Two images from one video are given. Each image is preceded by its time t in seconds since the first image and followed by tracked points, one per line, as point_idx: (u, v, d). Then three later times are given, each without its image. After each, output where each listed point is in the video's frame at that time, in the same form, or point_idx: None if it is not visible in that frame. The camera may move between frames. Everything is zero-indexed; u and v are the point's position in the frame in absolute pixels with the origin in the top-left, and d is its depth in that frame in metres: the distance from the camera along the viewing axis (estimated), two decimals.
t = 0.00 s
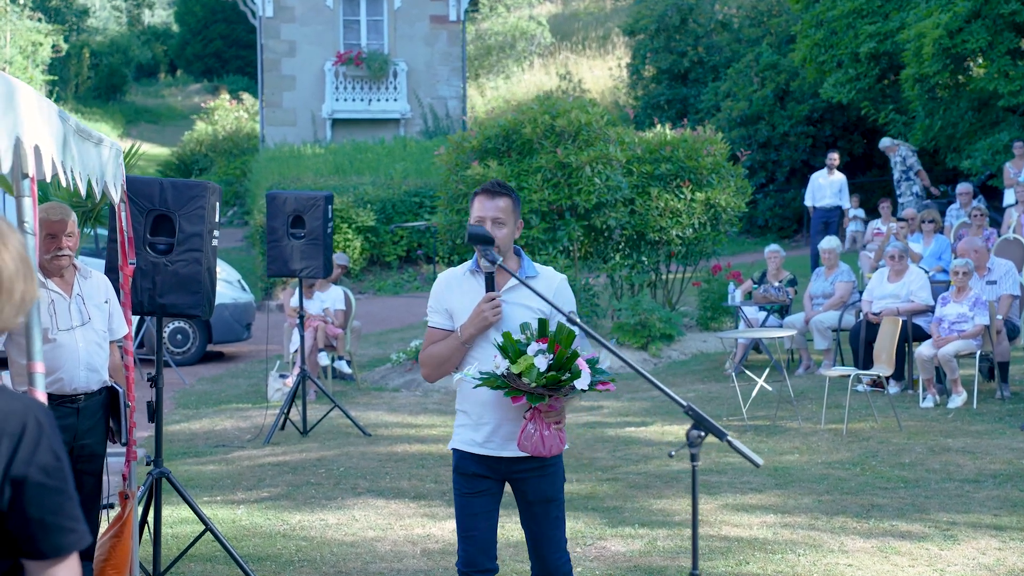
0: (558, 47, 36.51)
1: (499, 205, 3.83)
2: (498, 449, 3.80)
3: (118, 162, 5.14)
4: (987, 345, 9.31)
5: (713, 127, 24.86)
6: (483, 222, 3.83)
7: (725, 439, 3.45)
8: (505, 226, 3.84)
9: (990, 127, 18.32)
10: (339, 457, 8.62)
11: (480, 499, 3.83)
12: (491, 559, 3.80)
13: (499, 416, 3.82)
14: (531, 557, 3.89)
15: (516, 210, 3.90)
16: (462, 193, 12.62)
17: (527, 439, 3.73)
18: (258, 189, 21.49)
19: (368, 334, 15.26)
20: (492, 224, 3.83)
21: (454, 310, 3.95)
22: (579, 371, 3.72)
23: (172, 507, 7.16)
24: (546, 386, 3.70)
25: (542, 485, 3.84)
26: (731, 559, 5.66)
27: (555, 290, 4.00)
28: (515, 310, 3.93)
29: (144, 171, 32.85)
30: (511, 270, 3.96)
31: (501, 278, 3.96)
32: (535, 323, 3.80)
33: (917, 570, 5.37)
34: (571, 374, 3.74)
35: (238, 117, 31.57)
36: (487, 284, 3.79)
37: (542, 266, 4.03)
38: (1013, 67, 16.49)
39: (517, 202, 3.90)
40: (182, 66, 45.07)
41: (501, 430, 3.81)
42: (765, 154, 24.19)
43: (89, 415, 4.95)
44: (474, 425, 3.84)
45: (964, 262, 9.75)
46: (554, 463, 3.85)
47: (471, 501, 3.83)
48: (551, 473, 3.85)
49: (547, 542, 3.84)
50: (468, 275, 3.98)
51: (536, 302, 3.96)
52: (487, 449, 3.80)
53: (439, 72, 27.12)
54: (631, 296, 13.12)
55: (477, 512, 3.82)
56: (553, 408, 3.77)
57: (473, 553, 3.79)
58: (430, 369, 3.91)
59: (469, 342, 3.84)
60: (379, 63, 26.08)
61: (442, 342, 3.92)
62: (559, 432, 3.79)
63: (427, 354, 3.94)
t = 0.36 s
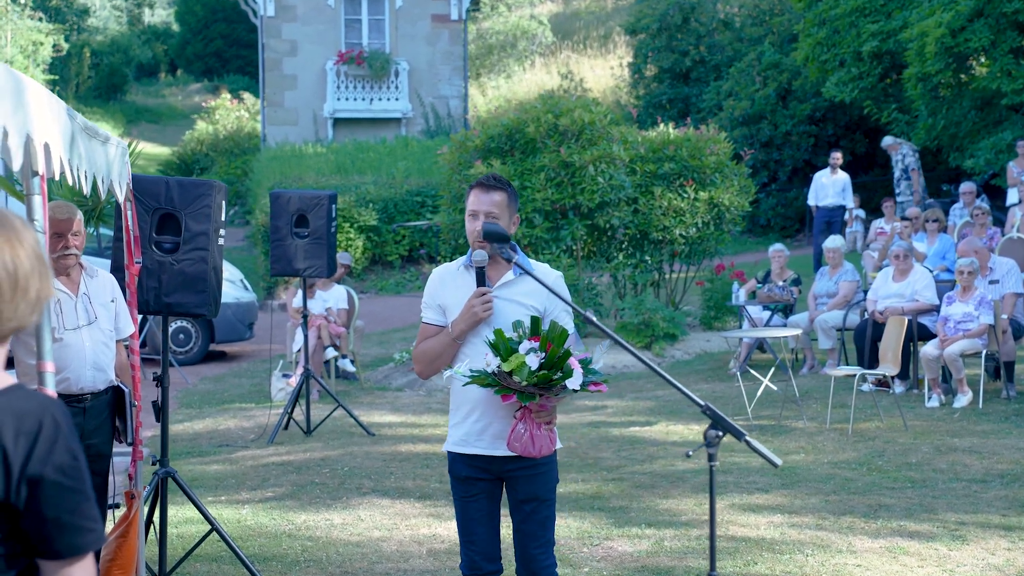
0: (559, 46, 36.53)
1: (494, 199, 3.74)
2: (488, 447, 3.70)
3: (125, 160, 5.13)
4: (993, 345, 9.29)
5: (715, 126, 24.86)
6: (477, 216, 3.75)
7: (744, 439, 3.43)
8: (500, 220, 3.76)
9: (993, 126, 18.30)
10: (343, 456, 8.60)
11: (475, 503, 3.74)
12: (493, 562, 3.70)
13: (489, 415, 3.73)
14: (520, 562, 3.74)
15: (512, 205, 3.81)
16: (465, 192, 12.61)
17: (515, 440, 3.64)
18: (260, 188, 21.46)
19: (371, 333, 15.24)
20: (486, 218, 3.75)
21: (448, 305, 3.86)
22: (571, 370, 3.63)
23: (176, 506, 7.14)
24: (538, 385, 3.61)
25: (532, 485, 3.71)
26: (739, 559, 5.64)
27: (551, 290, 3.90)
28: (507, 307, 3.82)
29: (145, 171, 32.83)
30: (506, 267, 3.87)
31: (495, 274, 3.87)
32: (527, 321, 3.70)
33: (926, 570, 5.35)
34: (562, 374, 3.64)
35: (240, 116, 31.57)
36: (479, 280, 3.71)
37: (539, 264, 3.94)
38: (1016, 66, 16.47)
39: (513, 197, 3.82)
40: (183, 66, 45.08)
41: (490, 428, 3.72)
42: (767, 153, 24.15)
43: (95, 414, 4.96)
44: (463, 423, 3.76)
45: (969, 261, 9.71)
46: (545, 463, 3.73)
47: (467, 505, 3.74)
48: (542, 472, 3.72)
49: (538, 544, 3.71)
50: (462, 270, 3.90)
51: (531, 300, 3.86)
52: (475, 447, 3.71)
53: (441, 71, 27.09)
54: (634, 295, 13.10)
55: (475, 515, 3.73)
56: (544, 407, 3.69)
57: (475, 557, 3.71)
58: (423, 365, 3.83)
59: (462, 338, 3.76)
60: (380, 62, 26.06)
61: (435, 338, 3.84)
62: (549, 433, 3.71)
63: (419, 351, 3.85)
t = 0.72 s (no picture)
0: (560, 46, 36.52)
1: (498, 199, 3.73)
2: (489, 450, 3.67)
3: (124, 160, 5.11)
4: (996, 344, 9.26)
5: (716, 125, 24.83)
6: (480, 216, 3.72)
7: (753, 441, 3.39)
8: (504, 220, 3.74)
9: (995, 125, 18.28)
10: (344, 457, 8.57)
11: (477, 508, 3.69)
12: (497, 566, 3.67)
13: (489, 417, 3.70)
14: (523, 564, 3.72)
15: (517, 205, 3.79)
16: (466, 191, 12.58)
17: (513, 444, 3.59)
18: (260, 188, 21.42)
19: (371, 333, 15.21)
20: (489, 217, 3.72)
21: (450, 304, 3.84)
22: (567, 373, 3.59)
23: (176, 507, 7.12)
24: (533, 391, 3.57)
25: (536, 489, 3.68)
26: (744, 560, 5.61)
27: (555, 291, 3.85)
28: (510, 309, 3.79)
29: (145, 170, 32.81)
30: (510, 267, 3.83)
31: (498, 274, 3.83)
32: (526, 324, 3.66)
33: (932, 571, 5.32)
34: (558, 379, 3.59)
35: (239, 116, 31.54)
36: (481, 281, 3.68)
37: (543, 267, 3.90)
38: (1018, 65, 16.45)
39: (519, 199, 3.80)
40: (183, 65, 45.01)
41: (491, 431, 3.69)
42: (768, 153, 24.13)
43: (95, 415, 4.92)
44: (464, 426, 3.73)
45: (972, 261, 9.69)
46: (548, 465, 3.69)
47: (470, 507, 3.70)
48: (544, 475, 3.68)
49: (542, 547, 3.67)
50: (466, 271, 3.86)
51: (533, 302, 3.82)
52: (477, 450, 3.68)
53: (441, 71, 27.06)
54: (635, 294, 13.07)
55: (478, 518, 3.69)
56: (539, 414, 3.61)
57: (479, 560, 3.67)
58: (425, 363, 3.81)
59: (463, 338, 3.73)
60: (380, 62, 26.04)
61: (438, 337, 3.82)
62: (549, 439, 3.63)
63: (421, 349, 3.84)
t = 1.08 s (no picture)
0: (560, 46, 36.49)
1: (498, 205, 3.69)
2: (490, 457, 3.63)
3: (122, 161, 5.08)
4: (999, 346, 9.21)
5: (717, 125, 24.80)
6: (480, 221, 3.68)
7: (759, 449, 3.36)
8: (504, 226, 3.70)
9: (996, 125, 18.25)
10: (344, 459, 8.53)
11: (478, 515, 3.65)
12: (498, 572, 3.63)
13: (489, 423, 3.66)
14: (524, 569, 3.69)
15: (516, 210, 3.75)
16: (466, 192, 12.54)
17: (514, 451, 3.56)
18: (260, 188, 21.38)
19: (371, 334, 15.17)
20: (489, 223, 3.68)
21: (449, 310, 3.81)
22: (566, 381, 3.54)
23: (176, 510, 7.09)
24: (531, 398, 3.52)
25: (538, 494, 3.65)
26: (747, 565, 5.57)
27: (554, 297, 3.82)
28: (510, 315, 3.76)
29: (145, 170, 32.77)
30: (510, 273, 3.79)
31: (498, 280, 3.80)
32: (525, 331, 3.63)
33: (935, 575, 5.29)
34: (556, 387, 3.54)
35: (239, 116, 31.50)
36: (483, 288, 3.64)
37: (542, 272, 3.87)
38: (1019, 65, 16.43)
39: (518, 203, 3.76)
40: (182, 65, 44.91)
41: (492, 438, 3.65)
42: (768, 153, 24.09)
43: (94, 419, 4.88)
44: (464, 433, 3.69)
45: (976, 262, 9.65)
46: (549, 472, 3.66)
47: (471, 515, 3.65)
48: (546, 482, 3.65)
49: (544, 553, 3.65)
50: (465, 276, 3.82)
51: (533, 309, 3.79)
52: (478, 457, 3.64)
53: (441, 71, 27.02)
54: (636, 295, 13.03)
55: (478, 527, 3.64)
56: (538, 420, 3.57)
57: (481, 567, 3.63)
58: (424, 370, 3.79)
59: (463, 345, 3.70)
60: (380, 62, 26.00)
61: (437, 343, 3.79)
62: (549, 446, 3.59)
63: (419, 356, 3.80)
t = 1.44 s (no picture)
0: (560, 45, 36.46)
1: (472, 200, 3.66)
2: (472, 464, 3.60)
3: (119, 161, 5.06)
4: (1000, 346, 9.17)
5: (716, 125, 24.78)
6: (454, 221, 3.66)
7: (760, 452, 3.34)
8: (479, 223, 3.69)
9: (997, 125, 18.22)
10: (342, 460, 8.50)
11: (461, 525, 3.62)
12: None
13: (473, 429, 3.62)
14: None
15: (490, 206, 3.73)
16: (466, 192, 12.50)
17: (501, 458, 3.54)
18: (259, 188, 21.34)
19: (370, 335, 15.13)
20: (464, 222, 3.67)
21: (431, 316, 3.78)
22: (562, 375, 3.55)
23: (173, 512, 7.06)
24: (531, 392, 3.52)
25: (520, 499, 3.59)
26: (747, 566, 5.54)
27: (537, 295, 3.78)
28: (493, 316, 3.71)
29: (145, 171, 32.72)
30: (490, 274, 3.77)
31: (479, 282, 3.76)
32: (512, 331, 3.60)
33: None
34: (553, 380, 3.55)
35: (239, 116, 31.46)
36: (462, 285, 3.63)
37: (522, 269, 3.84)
38: (1019, 65, 16.40)
39: (491, 201, 3.73)
40: (182, 65, 44.84)
41: (475, 444, 3.61)
42: (768, 153, 24.06)
43: (89, 420, 4.86)
44: (446, 440, 3.65)
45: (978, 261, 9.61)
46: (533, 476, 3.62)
47: (454, 525, 3.63)
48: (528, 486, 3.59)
49: (527, 561, 3.56)
50: (445, 281, 3.81)
51: (516, 308, 3.74)
52: (460, 465, 3.61)
53: (441, 71, 26.98)
54: (636, 295, 13.00)
55: (465, 537, 3.62)
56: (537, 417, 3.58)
57: None
58: (409, 381, 3.73)
59: (446, 349, 3.66)
60: (380, 62, 25.96)
61: (419, 350, 3.74)
62: (543, 447, 3.58)
63: (403, 364, 3.75)
